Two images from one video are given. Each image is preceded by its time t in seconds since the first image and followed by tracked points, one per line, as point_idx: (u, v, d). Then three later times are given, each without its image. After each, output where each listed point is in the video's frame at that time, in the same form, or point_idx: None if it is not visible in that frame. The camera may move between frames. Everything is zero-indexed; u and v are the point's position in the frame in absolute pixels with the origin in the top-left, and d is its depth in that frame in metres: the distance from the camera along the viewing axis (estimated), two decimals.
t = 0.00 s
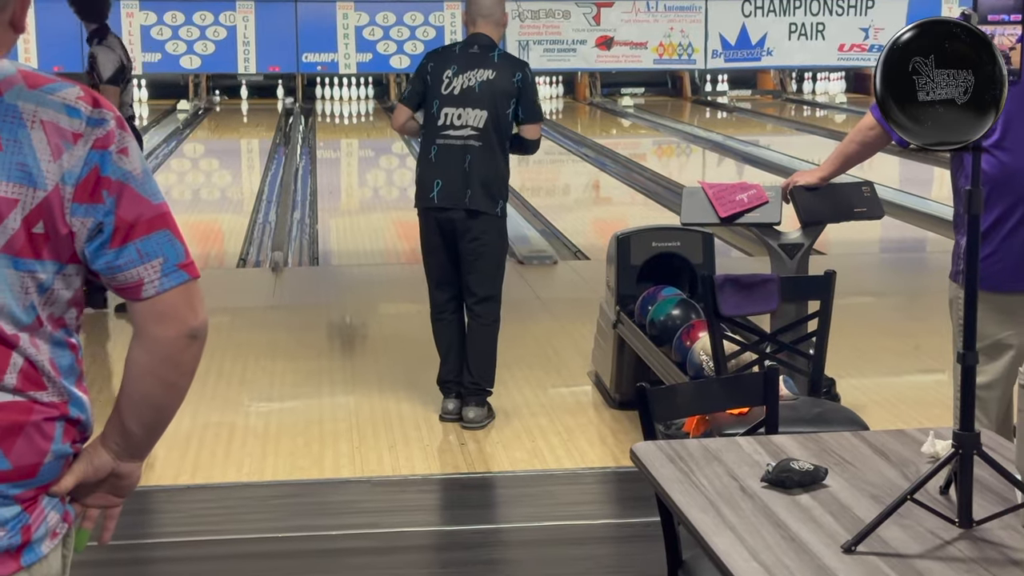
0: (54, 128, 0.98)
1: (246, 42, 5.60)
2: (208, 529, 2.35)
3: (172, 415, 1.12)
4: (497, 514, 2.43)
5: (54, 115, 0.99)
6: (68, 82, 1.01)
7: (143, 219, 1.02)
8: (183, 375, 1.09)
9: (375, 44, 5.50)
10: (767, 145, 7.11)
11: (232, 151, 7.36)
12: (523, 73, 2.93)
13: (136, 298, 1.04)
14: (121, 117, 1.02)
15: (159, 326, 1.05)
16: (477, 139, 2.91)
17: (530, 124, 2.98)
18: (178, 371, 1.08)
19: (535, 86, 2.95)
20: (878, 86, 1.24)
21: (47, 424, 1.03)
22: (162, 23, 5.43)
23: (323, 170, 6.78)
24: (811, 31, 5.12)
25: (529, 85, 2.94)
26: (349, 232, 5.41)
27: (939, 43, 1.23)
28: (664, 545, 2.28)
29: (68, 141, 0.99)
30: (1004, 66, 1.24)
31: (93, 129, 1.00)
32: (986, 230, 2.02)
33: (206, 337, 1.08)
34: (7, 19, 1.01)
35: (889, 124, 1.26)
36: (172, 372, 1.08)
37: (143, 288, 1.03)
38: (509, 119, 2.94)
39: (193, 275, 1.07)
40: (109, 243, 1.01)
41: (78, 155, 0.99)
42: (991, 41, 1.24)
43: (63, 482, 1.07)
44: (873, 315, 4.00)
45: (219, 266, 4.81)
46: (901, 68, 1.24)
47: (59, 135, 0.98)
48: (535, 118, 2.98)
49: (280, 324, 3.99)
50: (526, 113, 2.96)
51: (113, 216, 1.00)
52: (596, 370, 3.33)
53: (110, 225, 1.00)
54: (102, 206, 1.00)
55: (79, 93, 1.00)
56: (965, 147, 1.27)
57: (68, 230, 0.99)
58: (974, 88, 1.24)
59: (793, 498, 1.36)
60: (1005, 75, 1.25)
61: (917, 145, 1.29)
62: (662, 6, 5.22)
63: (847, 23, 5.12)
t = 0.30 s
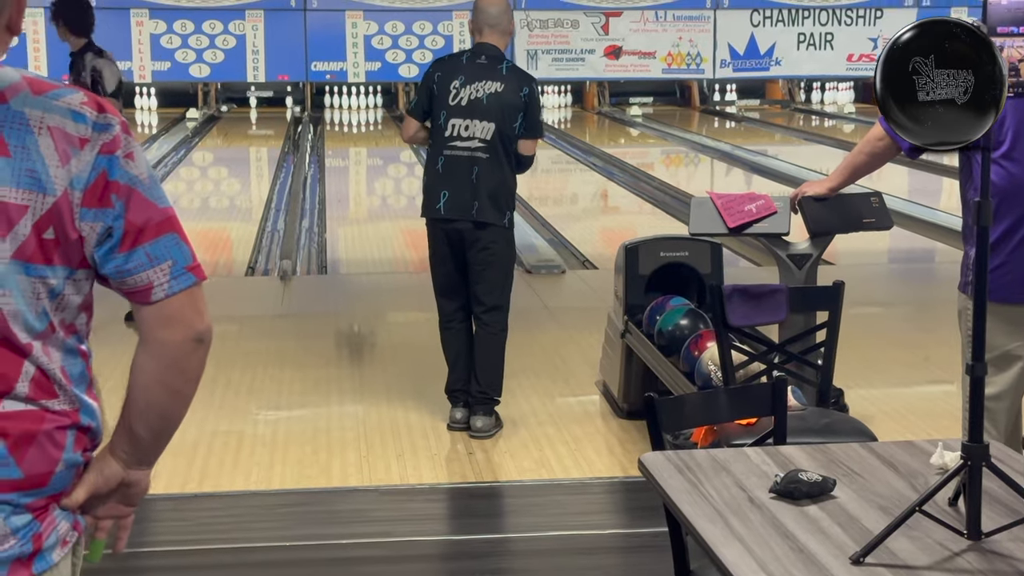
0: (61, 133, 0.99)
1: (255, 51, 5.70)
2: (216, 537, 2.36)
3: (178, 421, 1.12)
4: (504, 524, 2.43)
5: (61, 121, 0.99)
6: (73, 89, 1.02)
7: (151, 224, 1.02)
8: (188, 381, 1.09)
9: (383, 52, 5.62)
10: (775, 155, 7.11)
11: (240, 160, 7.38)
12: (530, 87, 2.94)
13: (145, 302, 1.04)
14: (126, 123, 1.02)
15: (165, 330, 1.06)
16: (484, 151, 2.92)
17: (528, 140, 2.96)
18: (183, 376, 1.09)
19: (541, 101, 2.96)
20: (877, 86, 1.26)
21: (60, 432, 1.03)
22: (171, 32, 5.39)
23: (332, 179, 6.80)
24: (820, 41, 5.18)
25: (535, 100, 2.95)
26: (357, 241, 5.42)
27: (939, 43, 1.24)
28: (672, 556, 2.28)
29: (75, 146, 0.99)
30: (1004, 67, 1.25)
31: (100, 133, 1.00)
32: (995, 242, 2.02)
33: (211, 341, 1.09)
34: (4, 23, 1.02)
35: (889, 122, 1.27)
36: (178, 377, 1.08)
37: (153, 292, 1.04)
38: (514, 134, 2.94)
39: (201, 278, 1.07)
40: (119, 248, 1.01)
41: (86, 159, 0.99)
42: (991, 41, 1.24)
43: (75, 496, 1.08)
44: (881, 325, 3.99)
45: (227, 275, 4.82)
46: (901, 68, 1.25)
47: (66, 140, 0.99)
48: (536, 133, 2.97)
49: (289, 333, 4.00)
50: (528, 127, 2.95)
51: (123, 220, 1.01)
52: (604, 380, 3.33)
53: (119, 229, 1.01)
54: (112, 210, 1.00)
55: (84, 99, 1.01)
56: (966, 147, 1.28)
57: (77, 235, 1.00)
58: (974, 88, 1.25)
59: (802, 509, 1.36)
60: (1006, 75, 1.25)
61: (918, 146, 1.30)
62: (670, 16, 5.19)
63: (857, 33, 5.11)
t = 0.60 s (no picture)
0: (55, 148, 1.00)
1: (265, 65, 5.71)
2: (225, 551, 2.36)
3: (155, 457, 1.13)
4: (512, 539, 2.43)
5: (53, 136, 1.00)
6: (65, 104, 1.03)
7: (136, 247, 1.04)
8: (151, 411, 1.10)
9: (392, 67, 5.60)
10: (784, 169, 7.12)
11: (250, 174, 7.41)
12: (536, 103, 2.95)
13: (115, 324, 1.06)
14: (117, 142, 1.04)
15: (118, 360, 1.07)
16: (491, 167, 2.93)
17: (530, 156, 2.98)
18: (144, 404, 1.10)
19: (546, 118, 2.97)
20: (878, 85, 1.29)
21: (66, 442, 1.03)
22: (182, 46, 5.46)
23: (341, 193, 6.82)
24: (829, 56, 5.21)
25: (541, 116, 2.96)
26: (366, 255, 5.44)
27: (938, 43, 1.27)
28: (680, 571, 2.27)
29: (68, 162, 1.00)
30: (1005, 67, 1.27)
31: (92, 151, 1.01)
32: (1003, 258, 2.01)
33: (164, 364, 1.10)
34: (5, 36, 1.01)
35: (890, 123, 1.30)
36: (135, 407, 1.09)
37: (126, 313, 1.05)
38: (520, 150, 2.95)
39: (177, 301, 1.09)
40: (103, 268, 1.02)
41: (78, 176, 1.00)
42: (991, 41, 1.27)
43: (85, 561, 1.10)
44: (890, 340, 3.98)
45: (237, 288, 4.84)
46: (902, 67, 1.28)
47: (59, 156, 1.00)
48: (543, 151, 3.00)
49: (298, 347, 4.01)
50: (534, 143, 2.96)
51: (112, 241, 1.02)
52: (613, 394, 3.33)
53: (107, 249, 1.02)
54: (102, 229, 1.01)
55: (76, 115, 1.02)
56: (967, 147, 1.31)
57: (68, 249, 1.01)
58: (974, 88, 1.27)
59: (810, 524, 1.36)
60: (1007, 76, 1.27)
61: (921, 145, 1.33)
62: (679, 31, 5.19)
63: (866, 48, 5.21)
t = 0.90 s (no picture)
0: (40, 166, 1.00)
1: (275, 82, 6.23)
2: (235, 568, 2.37)
3: (170, 458, 1.13)
4: (520, 557, 2.43)
5: (39, 154, 1.00)
6: (48, 121, 1.03)
7: (129, 258, 1.04)
8: (158, 415, 1.11)
9: (402, 83, 6.11)
10: (793, 185, 7.12)
11: (260, 190, 7.44)
12: (547, 122, 2.96)
13: (115, 335, 1.06)
14: (102, 156, 1.04)
15: (120, 369, 1.08)
16: (501, 186, 2.94)
17: (545, 175, 2.97)
18: (151, 410, 1.10)
19: (558, 137, 2.97)
20: (879, 86, 1.34)
21: (55, 460, 1.03)
22: (192, 64, 5.95)
23: (350, 209, 6.85)
24: (837, 72, 5.69)
25: (552, 135, 2.96)
26: (375, 271, 5.46)
27: (938, 43, 1.33)
28: None
29: (54, 178, 1.00)
30: (1003, 67, 1.32)
31: (78, 166, 1.02)
32: (1010, 277, 2.01)
33: (166, 370, 1.11)
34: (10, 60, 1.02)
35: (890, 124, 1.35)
36: (142, 410, 1.10)
37: (125, 324, 1.06)
38: (530, 168, 2.95)
39: (173, 310, 1.09)
40: (98, 282, 1.03)
41: (65, 193, 1.00)
42: (991, 42, 1.32)
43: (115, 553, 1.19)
44: (899, 356, 3.98)
45: (246, 305, 4.86)
46: (902, 67, 1.34)
47: (46, 173, 1.00)
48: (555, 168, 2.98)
49: (308, 363, 4.02)
50: (545, 164, 2.96)
51: (104, 255, 1.02)
52: (621, 412, 3.33)
53: (100, 263, 1.02)
54: (93, 244, 1.01)
55: (59, 131, 1.02)
56: (965, 148, 1.35)
57: (59, 265, 1.01)
58: (974, 88, 1.32)
59: (819, 544, 1.36)
60: (1006, 76, 1.32)
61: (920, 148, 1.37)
62: (688, 48, 5.75)
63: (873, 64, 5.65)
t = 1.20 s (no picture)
0: (14, 179, 1.03)
1: (281, 96, 6.61)
2: None
3: (137, 465, 1.15)
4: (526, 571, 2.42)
5: (12, 167, 1.03)
6: (21, 132, 1.06)
7: (102, 268, 1.07)
8: (128, 423, 1.13)
9: (408, 96, 6.39)
10: (798, 198, 7.12)
11: (266, 203, 7.45)
12: (552, 136, 2.96)
13: (88, 345, 1.09)
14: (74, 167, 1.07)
15: (92, 379, 1.10)
16: (504, 201, 2.94)
17: (546, 187, 2.94)
18: (121, 419, 1.12)
19: (563, 151, 2.96)
20: (880, 85, 1.40)
21: (34, 471, 1.06)
22: (198, 78, 6.34)
23: (356, 222, 6.87)
24: (843, 84, 6.03)
25: (557, 149, 2.96)
26: (381, 284, 5.47)
27: (939, 43, 1.40)
28: None
29: (28, 191, 1.04)
30: (1004, 67, 1.39)
31: (51, 178, 1.05)
32: (1015, 291, 2.02)
33: (138, 382, 1.12)
34: None
35: (890, 123, 1.42)
36: (112, 420, 1.11)
37: (99, 333, 1.08)
38: (532, 182, 2.94)
39: (147, 317, 1.12)
40: (73, 293, 1.06)
41: (39, 205, 1.04)
42: (990, 42, 1.39)
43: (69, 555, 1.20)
44: (905, 369, 3.97)
45: (253, 318, 4.87)
46: (903, 67, 1.40)
47: (19, 186, 1.03)
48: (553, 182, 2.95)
49: (314, 376, 4.03)
50: (547, 177, 2.94)
51: (79, 266, 1.05)
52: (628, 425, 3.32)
53: (75, 274, 1.05)
54: (69, 255, 1.05)
55: (33, 142, 1.06)
56: (965, 145, 1.43)
57: (34, 277, 1.04)
58: (974, 88, 1.40)
59: (825, 557, 1.35)
60: (1006, 75, 1.39)
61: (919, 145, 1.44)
62: (693, 61, 6.07)
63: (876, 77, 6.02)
